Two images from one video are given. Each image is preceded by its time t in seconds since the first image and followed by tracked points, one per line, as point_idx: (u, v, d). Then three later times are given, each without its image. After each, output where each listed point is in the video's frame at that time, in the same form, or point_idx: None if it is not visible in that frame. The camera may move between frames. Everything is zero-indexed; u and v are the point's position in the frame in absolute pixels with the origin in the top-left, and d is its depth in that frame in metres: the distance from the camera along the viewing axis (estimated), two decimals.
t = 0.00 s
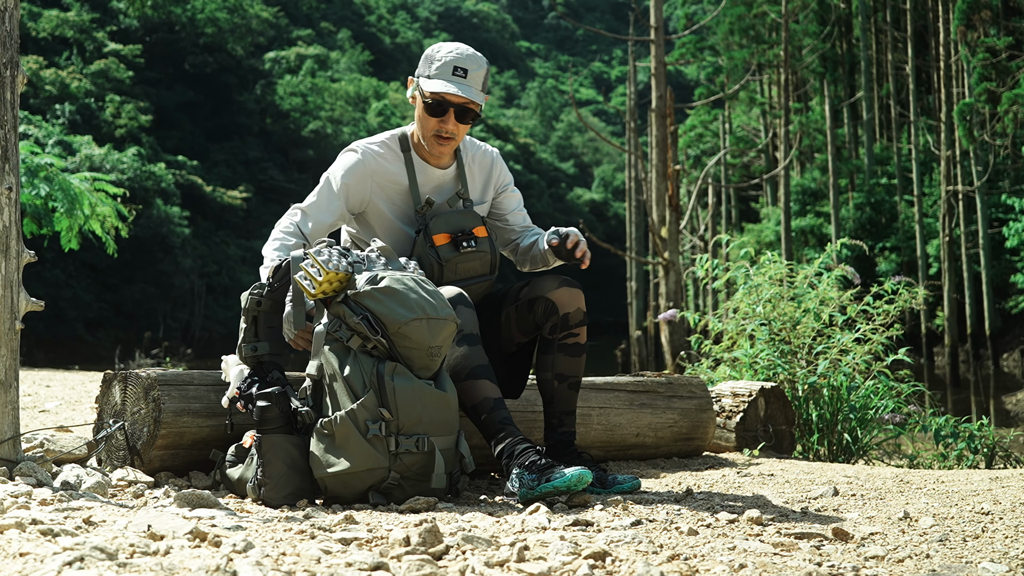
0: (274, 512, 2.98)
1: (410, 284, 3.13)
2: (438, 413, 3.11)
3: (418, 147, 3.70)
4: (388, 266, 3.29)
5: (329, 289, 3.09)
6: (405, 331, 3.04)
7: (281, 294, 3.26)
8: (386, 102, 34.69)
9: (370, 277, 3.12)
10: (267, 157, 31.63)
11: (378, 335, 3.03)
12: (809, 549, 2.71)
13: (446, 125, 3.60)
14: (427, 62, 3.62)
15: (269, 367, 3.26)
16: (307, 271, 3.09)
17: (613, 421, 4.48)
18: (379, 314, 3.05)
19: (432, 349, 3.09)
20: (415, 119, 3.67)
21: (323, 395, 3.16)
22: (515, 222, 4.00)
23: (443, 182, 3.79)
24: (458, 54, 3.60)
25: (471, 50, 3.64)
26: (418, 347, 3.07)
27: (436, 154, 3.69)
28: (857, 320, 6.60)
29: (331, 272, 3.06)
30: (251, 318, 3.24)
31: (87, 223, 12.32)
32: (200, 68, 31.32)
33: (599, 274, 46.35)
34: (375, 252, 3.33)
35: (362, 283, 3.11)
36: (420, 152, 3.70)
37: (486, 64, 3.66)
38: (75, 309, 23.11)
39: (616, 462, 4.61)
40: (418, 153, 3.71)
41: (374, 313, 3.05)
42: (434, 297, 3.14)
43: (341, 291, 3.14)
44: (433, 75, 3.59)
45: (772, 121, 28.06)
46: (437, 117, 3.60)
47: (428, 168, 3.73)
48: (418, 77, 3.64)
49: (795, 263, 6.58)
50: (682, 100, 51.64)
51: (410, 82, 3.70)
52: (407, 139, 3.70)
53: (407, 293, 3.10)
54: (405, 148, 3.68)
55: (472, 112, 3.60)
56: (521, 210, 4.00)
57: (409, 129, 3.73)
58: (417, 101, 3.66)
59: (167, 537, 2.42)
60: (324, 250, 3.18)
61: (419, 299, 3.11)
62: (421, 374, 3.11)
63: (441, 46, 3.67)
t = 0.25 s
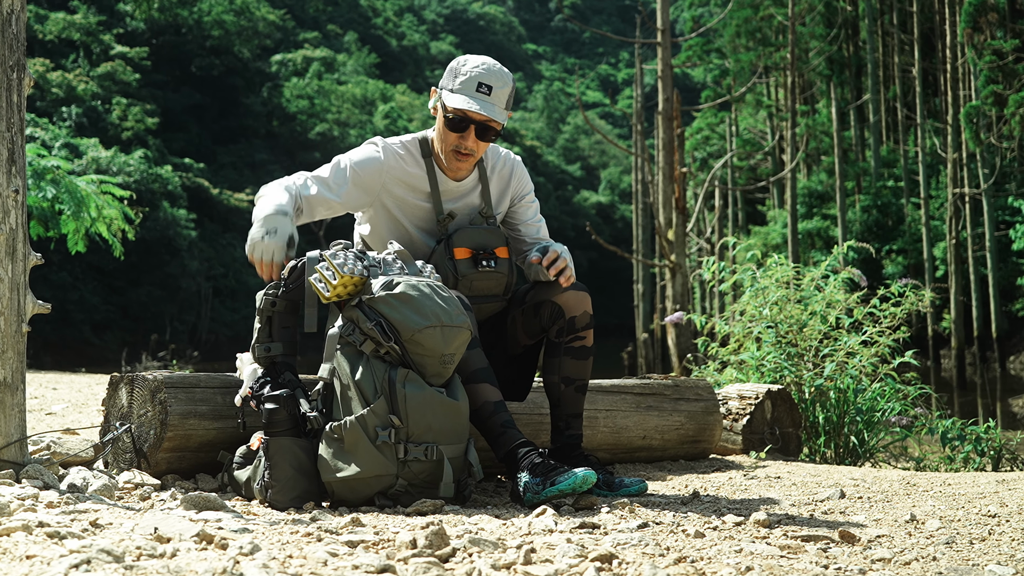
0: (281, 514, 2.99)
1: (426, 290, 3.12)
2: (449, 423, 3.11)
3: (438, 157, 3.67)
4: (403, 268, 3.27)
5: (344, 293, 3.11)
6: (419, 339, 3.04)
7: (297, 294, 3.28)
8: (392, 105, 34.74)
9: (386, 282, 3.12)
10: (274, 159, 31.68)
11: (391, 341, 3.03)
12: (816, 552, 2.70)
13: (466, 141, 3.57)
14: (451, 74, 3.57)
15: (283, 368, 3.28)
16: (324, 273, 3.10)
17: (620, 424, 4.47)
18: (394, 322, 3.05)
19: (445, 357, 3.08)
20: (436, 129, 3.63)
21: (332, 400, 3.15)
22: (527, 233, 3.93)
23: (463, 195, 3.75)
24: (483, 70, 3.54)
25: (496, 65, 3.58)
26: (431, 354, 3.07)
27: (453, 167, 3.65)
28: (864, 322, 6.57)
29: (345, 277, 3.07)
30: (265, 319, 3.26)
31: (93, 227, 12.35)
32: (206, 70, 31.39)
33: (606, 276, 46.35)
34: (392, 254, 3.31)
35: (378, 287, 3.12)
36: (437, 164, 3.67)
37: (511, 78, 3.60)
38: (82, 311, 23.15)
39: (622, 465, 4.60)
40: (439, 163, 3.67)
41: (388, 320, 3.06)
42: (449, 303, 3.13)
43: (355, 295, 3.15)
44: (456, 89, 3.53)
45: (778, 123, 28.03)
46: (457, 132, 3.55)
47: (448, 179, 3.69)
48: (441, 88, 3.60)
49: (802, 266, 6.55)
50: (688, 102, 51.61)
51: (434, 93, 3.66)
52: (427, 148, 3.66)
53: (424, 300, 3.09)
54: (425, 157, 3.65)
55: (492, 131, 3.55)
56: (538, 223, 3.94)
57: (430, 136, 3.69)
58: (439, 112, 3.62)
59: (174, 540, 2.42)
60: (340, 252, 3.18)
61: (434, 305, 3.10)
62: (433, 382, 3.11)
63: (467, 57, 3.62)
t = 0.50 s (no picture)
0: (283, 516, 2.98)
1: (435, 294, 3.13)
2: (453, 427, 3.12)
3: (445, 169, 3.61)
4: (413, 273, 3.29)
5: (352, 296, 3.14)
6: (426, 344, 3.06)
7: (305, 294, 3.37)
8: (394, 107, 34.73)
9: (396, 286, 3.14)
10: (275, 161, 31.69)
11: (398, 346, 3.04)
12: (818, 554, 2.70)
13: (471, 160, 3.51)
14: (459, 88, 3.50)
15: (289, 368, 3.31)
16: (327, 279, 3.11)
17: (621, 426, 4.47)
18: (402, 327, 3.07)
19: (451, 363, 3.09)
20: (442, 142, 3.56)
21: (335, 403, 3.15)
22: (533, 237, 3.90)
23: (472, 206, 3.72)
24: (493, 86, 3.47)
25: (504, 79, 3.52)
26: (437, 360, 3.08)
27: (458, 182, 3.60)
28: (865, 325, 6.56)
29: (354, 280, 3.08)
30: (273, 319, 3.32)
31: (95, 229, 12.34)
32: (208, 73, 31.39)
33: (608, 278, 46.33)
34: (401, 257, 3.33)
35: (389, 291, 3.13)
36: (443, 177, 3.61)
37: (521, 94, 3.53)
38: (83, 313, 23.12)
39: (623, 466, 4.60)
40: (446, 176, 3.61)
41: (396, 325, 3.07)
42: (457, 308, 3.15)
43: (364, 298, 3.19)
44: (464, 105, 3.46)
45: (780, 125, 28.01)
46: (463, 149, 3.49)
47: (454, 194, 3.64)
48: (449, 101, 3.52)
49: (804, 268, 6.53)
50: (690, 104, 51.62)
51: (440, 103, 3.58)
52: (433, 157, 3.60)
53: (432, 306, 3.10)
54: (432, 168, 3.59)
55: (500, 149, 3.49)
56: (543, 227, 3.90)
57: (436, 145, 3.62)
58: (446, 125, 3.55)
59: (175, 542, 2.42)
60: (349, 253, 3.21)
61: (441, 310, 3.11)
62: (438, 388, 3.12)
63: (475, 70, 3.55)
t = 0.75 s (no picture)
0: (281, 517, 2.98)
1: (437, 297, 3.13)
2: (452, 429, 3.11)
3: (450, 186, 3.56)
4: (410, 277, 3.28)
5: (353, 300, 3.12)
6: (427, 347, 3.04)
7: (306, 295, 3.39)
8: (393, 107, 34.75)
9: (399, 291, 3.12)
10: (275, 161, 31.70)
11: (398, 349, 3.03)
12: (817, 555, 2.70)
13: (482, 178, 3.46)
14: (466, 105, 3.43)
15: (291, 368, 3.35)
16: (330, 280, 3.10)
17: (621, 426, 4.47)
18: (404, 332, 3.06)
19: (452, 365, 3.09)
20: (449, 160, 3.50)
21: (336, 406, 3.15)
22: (530, 241, 3.88)
23: (475, 219, 3.69)
24: (500, 103, 3.42)
25: (511, 93, 3.46)
26: (438, 362, 3.07)
27: (467, 200, 3.55)
28: (863, 324, 6.56)
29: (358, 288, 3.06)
30: (274, 318, 3.35)
31: (94, 229, 12.33)
32: (207, 73, 31.42)
33: (607, 279, 46.35)
34: (405, 259, 3.35)
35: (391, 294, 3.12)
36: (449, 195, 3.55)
37: (529, 110, 3.49)
38: (82, 314, 23.09)
39: (623, 467, 4.60)
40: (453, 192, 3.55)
41: (397, 329, 3.06)
42: (458, 310, 3.14)
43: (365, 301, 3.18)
44: (473, 125, 3.40)
45: (779, 126, 28.02)
46: (473, 168, 3.44)
47: (460, 208, 3.60)
48: (455, 119, 3.45)
49: (803, 268, 6.53)
50: (690, 105, 51.77)
51: (444, 120, 3.50)
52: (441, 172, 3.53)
53: (433, 306, 3.09)
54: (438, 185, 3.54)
55: (507, 167, 3.46)
56: (540, 229, 3.87)
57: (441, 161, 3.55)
58: (452, 143, 3.48)
59: (175, 542, 2.42)
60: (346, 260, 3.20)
61: (442, 312, 3.10)
62: (439, 390, 3.12)
63: (479, 83, 3.47)
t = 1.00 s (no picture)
0: (284, 516, 2.98)
1: (420, 291, 3.15)
2: (448, 423, 3.12)
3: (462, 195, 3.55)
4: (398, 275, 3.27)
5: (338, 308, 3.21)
6: (416, 341, 3.07)
7: (295, 302, 3.41)
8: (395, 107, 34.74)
9: (383, 287, 3.15)
10: (277, 161, 31.71)
11: (388, 345, 3.07)
12: (819, 554, 2.70)
13: (498, 192, 3.46)
14: (482, 118, 3.40)
15: (286, 374, 3.35)
16: (313, 290, 3.21)
17: (623, 426, 4.47)
18: (391, 326, 3.09)
19: (445, 357, 3.11)
20: (464, 172, 3.48)
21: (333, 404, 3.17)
22: (539, 243, 3.86)
23: (485, 225, 3.69)
24: (516, 117, 3.39)
25: (527, 106, 3.44)
26: (430, 355, 3.09)
27: (481, 212, 3.55)
28: (866, 324, 6.56)
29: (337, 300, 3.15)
30: (265, 326, 3.36)
31: (97, 230, 12.32)
32: (210, 73, 31.46)
33: (609, 278, 46.36)
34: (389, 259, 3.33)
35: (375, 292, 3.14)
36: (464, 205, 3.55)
37: (545, 124, 3.48)
38: (85, 313, 23.09)
39: (626, 467, 4.60)
40: (463, 202, 3.54)
41: (384, 325, 3.09)
42: (444, 303, 3.15)
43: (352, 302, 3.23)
44: (491, 141, 3.38)
45: (781, 126, 28.00)
46: (490, 183, 3.44)
47: (471, 218, 3.59)
48: (471, 133, 3.43)
49: (806, 268, 6.52)
50: (693, 105, 51.78)
51: (458, 132, 3.48)
52: (452, 181, 3.52)
53: (418, 301, 3.12)
54: (451, 194, 3.52)
55: (525, 181, 3.46)
56: (550, 233, 3.86)
57: (452, 170, 3.53)
58: (467, 156, 3.46)
59: (177, 542, 2.42)
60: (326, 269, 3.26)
61: (429, 306, 3.12)
62: (434, 383, 3.14)
63: (495, 96, 3.44)
